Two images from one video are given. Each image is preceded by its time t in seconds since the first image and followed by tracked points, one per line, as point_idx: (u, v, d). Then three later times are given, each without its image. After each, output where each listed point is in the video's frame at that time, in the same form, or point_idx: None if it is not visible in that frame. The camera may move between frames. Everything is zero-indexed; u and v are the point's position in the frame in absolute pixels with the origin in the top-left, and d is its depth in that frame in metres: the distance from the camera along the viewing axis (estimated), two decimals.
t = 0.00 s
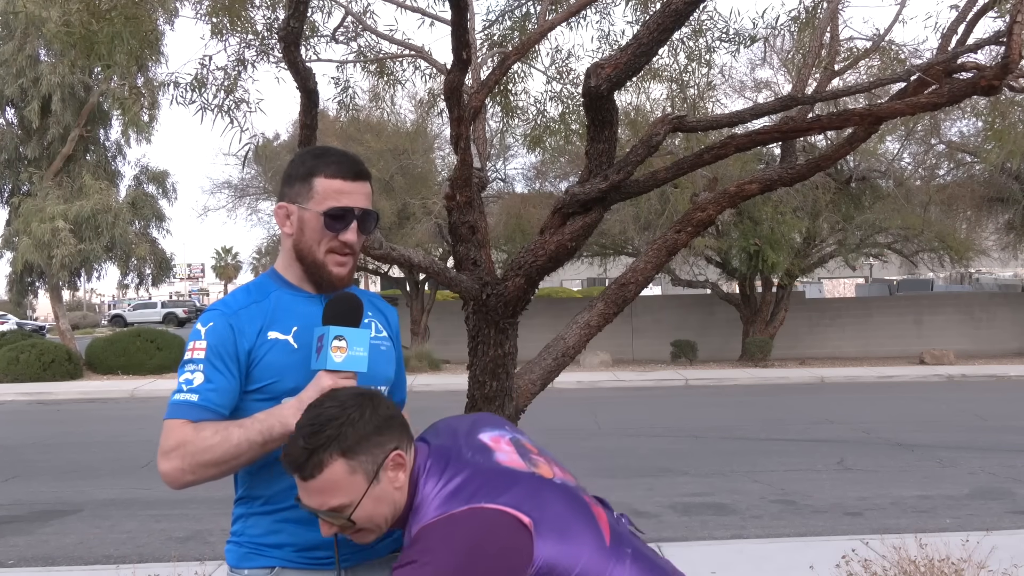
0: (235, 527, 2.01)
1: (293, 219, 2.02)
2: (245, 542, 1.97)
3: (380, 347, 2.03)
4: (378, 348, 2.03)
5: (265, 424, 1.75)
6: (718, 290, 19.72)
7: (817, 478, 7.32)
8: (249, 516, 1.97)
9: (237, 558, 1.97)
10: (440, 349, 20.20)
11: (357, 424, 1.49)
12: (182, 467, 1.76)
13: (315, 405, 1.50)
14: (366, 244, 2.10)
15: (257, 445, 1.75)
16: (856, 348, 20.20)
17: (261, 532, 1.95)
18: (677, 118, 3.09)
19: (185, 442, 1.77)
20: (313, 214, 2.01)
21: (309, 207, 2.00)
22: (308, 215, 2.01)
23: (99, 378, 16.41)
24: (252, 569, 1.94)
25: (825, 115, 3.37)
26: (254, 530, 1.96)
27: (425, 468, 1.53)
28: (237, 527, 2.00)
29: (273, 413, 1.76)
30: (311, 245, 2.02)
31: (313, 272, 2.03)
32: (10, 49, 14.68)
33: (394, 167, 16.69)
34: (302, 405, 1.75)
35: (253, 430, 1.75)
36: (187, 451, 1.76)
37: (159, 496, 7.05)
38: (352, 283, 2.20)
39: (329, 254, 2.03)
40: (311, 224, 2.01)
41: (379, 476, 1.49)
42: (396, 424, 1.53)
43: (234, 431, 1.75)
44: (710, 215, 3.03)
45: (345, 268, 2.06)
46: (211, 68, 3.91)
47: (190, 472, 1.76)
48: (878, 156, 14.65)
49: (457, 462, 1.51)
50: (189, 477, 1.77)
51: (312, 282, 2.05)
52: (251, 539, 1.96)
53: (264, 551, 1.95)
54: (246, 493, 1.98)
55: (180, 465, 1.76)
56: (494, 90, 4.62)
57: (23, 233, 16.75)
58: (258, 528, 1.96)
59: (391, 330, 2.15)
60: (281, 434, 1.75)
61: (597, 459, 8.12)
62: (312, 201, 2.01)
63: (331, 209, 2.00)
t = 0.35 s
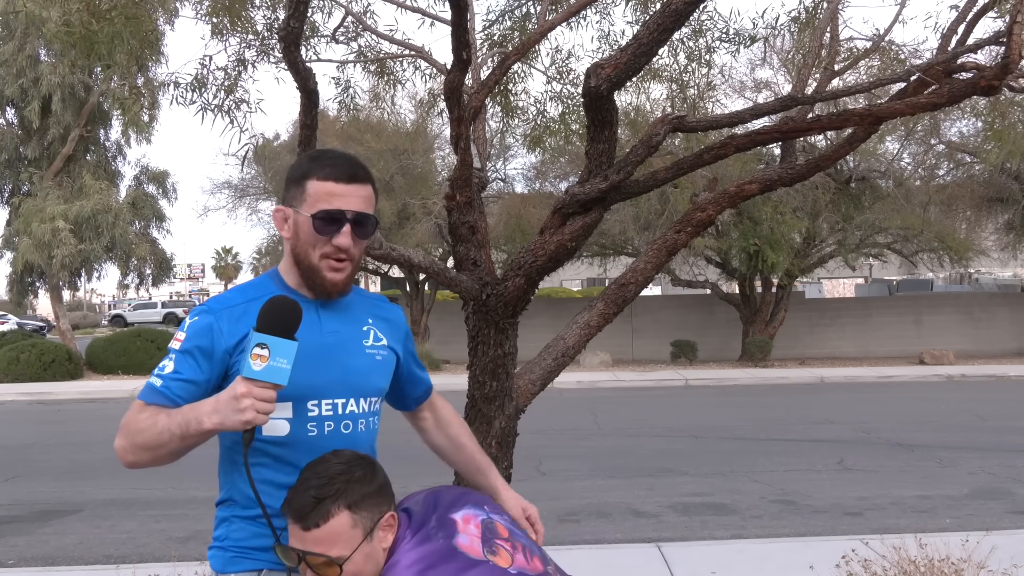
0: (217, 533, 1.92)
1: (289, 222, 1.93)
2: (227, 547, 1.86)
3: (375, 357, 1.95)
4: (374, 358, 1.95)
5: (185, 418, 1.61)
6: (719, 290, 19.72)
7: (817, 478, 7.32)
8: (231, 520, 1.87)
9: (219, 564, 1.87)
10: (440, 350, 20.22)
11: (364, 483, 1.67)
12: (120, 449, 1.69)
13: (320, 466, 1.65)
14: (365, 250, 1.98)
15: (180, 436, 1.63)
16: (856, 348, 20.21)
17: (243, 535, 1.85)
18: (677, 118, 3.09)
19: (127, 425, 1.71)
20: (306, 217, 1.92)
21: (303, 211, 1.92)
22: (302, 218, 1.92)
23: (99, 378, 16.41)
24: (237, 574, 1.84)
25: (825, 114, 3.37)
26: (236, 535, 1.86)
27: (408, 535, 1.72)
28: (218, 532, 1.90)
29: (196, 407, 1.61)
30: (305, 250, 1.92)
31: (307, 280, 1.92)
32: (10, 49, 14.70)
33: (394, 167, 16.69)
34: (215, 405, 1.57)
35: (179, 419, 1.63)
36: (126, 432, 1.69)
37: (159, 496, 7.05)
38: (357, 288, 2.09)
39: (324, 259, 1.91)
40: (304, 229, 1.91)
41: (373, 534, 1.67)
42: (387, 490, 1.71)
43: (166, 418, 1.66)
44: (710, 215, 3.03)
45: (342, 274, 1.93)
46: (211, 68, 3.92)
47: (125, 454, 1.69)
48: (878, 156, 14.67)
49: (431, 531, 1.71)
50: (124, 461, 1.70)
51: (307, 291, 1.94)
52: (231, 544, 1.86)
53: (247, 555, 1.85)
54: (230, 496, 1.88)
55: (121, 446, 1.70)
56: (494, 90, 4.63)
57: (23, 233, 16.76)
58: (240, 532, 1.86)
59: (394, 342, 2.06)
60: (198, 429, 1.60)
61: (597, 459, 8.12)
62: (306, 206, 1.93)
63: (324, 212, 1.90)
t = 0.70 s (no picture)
0: (268, 539, 1.85)
1: (325, 218, 1.93)
2: (291, 550, 1.80)
3: (420, 359, 1.95)
4: (420, 361, 1.95)
5: (247, 394, 1.54)
6: (719, 290, 19.72)
7: (817, 479, 7.32)
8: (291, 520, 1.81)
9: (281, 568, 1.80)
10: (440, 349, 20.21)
11: (395, 393, 1.68)
12: (166, 431, 1.60)
13: (354, 364, 1.65)
14: (404, 238, 1.94)
15: (234, 413, 1.55)
16: (856, 348, 20.21)
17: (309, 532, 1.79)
18: (677, 118, 3.09)
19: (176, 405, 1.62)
20: (339, 209, 1.90)
21: (337, 203, 1.91)
22: (336, 211, 1.91)
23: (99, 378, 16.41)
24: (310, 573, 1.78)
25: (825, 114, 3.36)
26: (297, 535, 1.80)
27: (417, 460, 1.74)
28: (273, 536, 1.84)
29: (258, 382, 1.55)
30: (342, 242, 1.90)
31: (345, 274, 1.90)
32: (10, 49, 14.71)
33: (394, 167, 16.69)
34: (283, 378, 1.51)
35: (236, 393, 1.56)
36: (174, 408, 1.61)
37: (159, 496, 7.05)
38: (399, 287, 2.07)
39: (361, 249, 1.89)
40: (339, 223, 1.90)
41: (396, 444, 1.68)
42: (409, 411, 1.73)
43: (219, 391, 1.59)
44: (710, 215, 3.03)
45: (380, 263, 1.90)
46: (212, 68, 3.91)
47: (171, 435, 1.59)
48: (878, 156, 14.68)
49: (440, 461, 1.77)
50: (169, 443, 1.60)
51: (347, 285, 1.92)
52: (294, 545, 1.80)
53: (316, 552, 1.79)
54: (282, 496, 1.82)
55: (167, 426, 1.60)
56: (494, 90, 4.62)
57: (23, 233, 16.75)
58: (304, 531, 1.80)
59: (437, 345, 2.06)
60: (264, 406, 1.53)
61: (598, 459, 8.11)
62: (339, 198, 1.91)
63: (355, 201, 1.88)
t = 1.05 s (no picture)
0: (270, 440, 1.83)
1: (414, 158, 1.91)
2: (301, 442, 1.79)
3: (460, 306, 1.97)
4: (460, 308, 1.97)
5: (487, 328, 1.45)
6: (719, 290, 19.73)
7: (817, 478, 7.33)
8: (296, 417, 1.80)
9: (285, 465, 1.80)
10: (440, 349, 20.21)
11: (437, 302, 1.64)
12: (381, 293, 1.40)
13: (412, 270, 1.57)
14: (485, 199, 1.91)
15: (464, 330, 1.43)
16: (856, 349, 20.21)
17: (317, 424, 1.80)
18: (677, 117, 3.09)
19: (391, 270, 1.44)
20: (432, 150, 1.89)
21: (431, 144, 1.90)
22: (429, 151, 1.89)
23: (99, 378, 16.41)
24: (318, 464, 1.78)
25: (825, 114, 3.37)
26: (306, 433, 1.80)
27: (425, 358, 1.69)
28: (276, 435, 1.82)
29: (488, 315, 1.48)
30: (423, 183, 1.88)
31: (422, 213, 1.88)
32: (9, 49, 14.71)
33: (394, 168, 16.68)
34: (531, 339, 1.48)
35: (468, 308, 1.45)
36: (390, 272, 1.43)
37: (159, 496, 7.06)
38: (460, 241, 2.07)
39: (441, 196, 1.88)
40: (429, 166, 1.88)
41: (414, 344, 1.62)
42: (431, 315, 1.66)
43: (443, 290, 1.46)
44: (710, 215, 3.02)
45: (456, 215, 1.88)
46: (211, 68, 3.91)
47: (385, 298, 1.40)
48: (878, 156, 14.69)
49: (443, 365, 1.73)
50: (375, 304, 1.40)
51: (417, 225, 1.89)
52: (302, 440, 1.80)
53: (319, 446, 1.79)
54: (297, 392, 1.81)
55: (377, 283, 1.41)
56: (494, 90, 4.62)
57: (23, 234, 16.74)
58: (311, 425, 1.80)
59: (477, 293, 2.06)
60: (493, 351, 1.46)
61: (598, 459, 8.12)
62: (436, 140, 1.90)
63: (449, 146, 1.87)
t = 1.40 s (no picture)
0: (296, 366, 1.52)
1: (421, 87, 1.88)
2: (332, 371, 1.50)
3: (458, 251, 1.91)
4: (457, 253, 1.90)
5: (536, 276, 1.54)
6: (719, 290, 19.74)
7: (817, 478, 7.32)
8: (328, 337, 1.52)
9: (318, 395, 1.48)
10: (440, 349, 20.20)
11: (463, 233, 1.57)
12: (498, 231, 1.36)
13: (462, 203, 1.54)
14: (495, 122, 1.91)
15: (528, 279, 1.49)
16: (856, 348, 20.21)
17: (351, 345, 1.53)
18: (677, 118, 3.09)
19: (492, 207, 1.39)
20: (443, 75, 1.85)
21: (439, 70, 1.86)
22: (438, 77, 1.86)
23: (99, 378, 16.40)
24: (349, 395, 1.48)
25: (825, 114, 3.36)
26: (341, 353, 1.52)
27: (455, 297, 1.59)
28: (302, 361, 1.52)
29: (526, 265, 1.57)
30: (436, 109, 1.85)
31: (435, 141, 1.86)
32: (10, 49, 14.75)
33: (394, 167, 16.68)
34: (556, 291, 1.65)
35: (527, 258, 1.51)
36: (495, 210, 1.38)
37: (159, 496, 7.05)
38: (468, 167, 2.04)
39: (455, 123, 1.86)
40: (440, 91, 1.85)
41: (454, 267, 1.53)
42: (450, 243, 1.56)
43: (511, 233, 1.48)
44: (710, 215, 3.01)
45: (472, 139, 1.88)
46: (211, 68, 3.92)
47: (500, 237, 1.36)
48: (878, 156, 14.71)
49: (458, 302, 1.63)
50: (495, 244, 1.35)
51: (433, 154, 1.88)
52: (337, 362, 1.51)
53: (354, 373, 1.51)
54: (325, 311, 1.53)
55: (494, 222, 1.36)
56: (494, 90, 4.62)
57: (23, 234, 16.76)
58: (344, 347, 1.53)
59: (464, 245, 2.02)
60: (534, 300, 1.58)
61: (598, 459, 8.10)
62: (445, 63, 1.86)
63: (459, 70, 1.84)
